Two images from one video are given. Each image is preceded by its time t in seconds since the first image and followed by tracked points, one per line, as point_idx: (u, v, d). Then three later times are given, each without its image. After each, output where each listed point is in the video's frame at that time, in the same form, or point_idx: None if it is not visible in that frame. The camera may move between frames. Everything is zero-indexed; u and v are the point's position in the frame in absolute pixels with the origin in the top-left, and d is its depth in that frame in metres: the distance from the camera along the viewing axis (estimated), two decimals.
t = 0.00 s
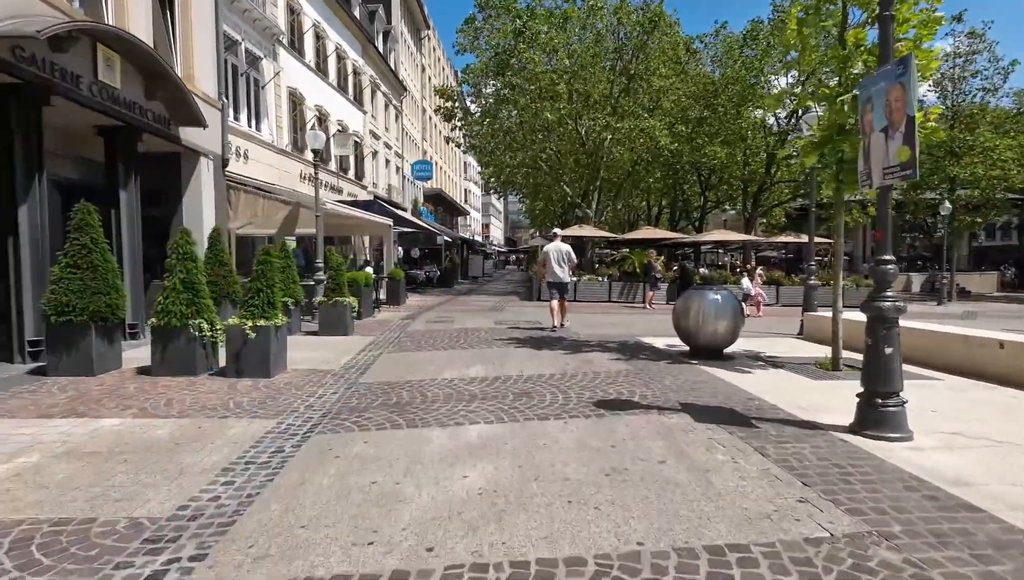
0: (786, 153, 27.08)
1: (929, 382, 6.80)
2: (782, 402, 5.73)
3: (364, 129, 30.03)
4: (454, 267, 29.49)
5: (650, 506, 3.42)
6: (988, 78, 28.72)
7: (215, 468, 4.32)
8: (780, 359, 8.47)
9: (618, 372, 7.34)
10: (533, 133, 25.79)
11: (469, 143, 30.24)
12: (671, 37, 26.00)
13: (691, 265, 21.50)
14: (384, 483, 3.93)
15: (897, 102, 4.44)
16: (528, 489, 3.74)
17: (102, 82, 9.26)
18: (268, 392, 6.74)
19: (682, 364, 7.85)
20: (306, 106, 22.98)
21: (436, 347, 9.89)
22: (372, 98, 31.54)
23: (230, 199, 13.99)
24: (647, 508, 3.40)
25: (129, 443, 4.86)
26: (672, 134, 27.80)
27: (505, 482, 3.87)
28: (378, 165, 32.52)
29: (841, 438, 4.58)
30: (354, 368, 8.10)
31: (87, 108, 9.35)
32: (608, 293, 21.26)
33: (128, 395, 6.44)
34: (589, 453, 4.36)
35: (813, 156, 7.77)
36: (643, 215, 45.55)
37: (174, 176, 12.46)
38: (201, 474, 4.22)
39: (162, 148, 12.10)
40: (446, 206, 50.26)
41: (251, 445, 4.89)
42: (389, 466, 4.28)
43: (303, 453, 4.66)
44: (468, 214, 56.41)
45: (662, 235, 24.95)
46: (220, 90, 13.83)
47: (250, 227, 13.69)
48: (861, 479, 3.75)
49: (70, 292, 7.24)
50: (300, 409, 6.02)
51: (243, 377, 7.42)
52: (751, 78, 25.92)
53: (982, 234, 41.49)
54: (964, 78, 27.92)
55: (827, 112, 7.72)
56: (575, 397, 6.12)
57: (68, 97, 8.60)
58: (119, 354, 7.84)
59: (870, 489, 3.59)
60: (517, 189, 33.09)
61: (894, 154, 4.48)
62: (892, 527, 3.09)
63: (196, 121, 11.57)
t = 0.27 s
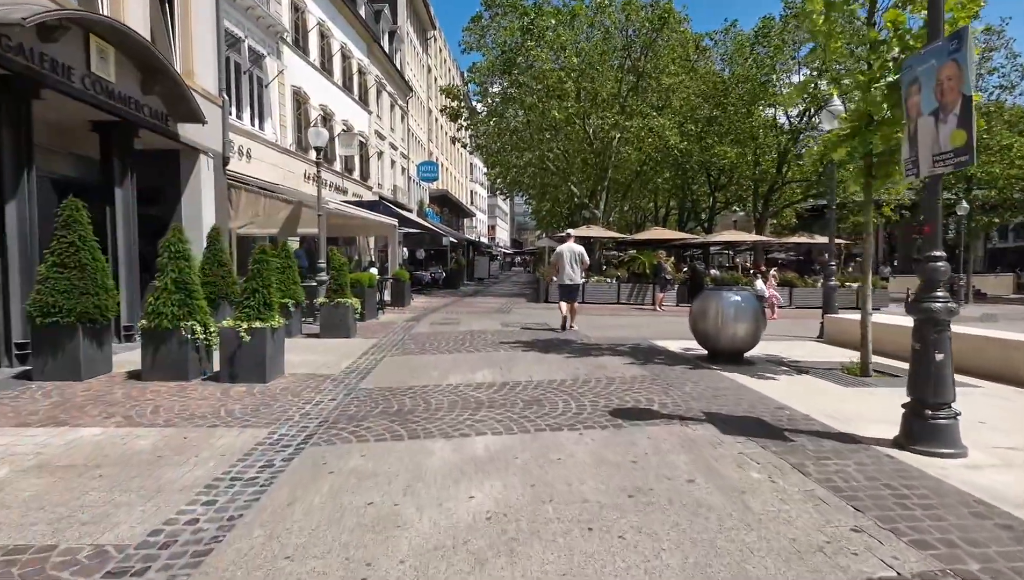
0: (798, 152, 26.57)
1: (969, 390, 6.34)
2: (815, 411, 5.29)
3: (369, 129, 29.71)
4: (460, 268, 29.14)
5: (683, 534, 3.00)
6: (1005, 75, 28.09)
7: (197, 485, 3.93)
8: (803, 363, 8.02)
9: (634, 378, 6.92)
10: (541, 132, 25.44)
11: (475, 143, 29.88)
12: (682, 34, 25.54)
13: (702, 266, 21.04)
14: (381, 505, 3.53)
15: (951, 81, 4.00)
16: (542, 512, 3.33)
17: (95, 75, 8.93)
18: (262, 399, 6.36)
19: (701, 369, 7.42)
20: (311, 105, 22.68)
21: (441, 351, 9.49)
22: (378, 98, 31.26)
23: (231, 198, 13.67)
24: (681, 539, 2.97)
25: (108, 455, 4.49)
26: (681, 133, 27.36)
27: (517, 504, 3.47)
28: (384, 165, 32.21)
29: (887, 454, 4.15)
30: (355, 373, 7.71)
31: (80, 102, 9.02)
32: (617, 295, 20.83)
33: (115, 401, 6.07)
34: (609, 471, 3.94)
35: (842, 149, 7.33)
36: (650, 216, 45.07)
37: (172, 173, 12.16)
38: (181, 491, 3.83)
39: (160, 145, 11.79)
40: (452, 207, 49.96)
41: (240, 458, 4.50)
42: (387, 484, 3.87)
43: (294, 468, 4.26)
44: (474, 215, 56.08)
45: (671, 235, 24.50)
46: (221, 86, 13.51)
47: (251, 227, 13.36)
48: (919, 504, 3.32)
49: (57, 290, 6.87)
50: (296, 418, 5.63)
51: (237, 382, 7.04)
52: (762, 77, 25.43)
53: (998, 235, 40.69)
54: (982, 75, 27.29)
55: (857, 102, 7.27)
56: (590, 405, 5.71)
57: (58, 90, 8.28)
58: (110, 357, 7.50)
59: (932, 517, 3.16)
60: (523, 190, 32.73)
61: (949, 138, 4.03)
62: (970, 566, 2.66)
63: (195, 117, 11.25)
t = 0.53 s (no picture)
0: (811, 154, 26.04)
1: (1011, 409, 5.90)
2: (849, 435, 4.88)
3: (375, 132, 29.43)
4: (467, 272, 28.78)
5: None
6: None
7: (174, 521, 3.58)
8: (827, 377, 7.58)
9: (649, 394, 6.51)
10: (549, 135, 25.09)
11: (481, 146, 29.54)
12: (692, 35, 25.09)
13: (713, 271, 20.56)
14: (374, 549, 3.16)
15: (1011, 74, 3.57)
16: (554, 561, 2.94)
17: (90, 76, 8.67)
18: (255, 416, 6.00)
19: (720, 384, 7.00)
20: (316, 108, 22.42)
21: (446, 362, 9.11)
22: (384, 101, 31.01)
23: (233, 202, 13.39)
24: None
25: (82, 483, 4.14)
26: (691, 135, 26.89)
27: (526, 548, 3.09)
28: (390, 169, 31.94)
29: (937, 489, 3.73)
30: (355, 386, 7.35)
31: (75, 105, 8.75)
32: (626, 300, 20.40)
33: (99, 418, 5.74)
34: (628, 508, 3.55)
35: (871, 150, 6.90)
36: (660, 220, 44.53)
37: (173, 177, 11.93)
38: (154, 529, 3.47)
39: (159, 148, 11.52)
40: (459, 211, 49.67)
41: (224, 487, 4.14)
42: (382, 522, 3.50)
43: (282, 500, 3.90)
44: (481, 219, 55.76)
45: (681, 239, 24.04)
46: (223, 88, 13.24)
47: (253, 232, 13.06)
48: (984, 554, 2.91)
49: (43, 301, 6.55)
50: (289, 439, 5.26)
51: (230, 397, 6.69)
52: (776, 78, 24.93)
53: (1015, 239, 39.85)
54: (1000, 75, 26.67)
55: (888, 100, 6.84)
56: (604, 426, 5.31)
57: (49, 92, 7.99)
58: (100, 369, 7.18)
59: (1002, 572, 2.76)
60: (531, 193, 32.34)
61: (1006, 138, 3.60)
62: None
63: (195, 120, 10.98)
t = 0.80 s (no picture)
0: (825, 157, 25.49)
1: None
2: (888, 454, 4.44)
3: (382, 135, 29.19)
4: (474, 277, 28.44)
5: None
6: None
7: (140, 551, 3.21)
8: (853, 387, 7.13)
9: (665, 405, 6.07)
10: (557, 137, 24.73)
11: (488, 148, 29.22)
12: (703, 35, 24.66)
13: (725, 275, 20.07)
14: None
15: None
16: None
17: (82, 73, 8.38)
18: (244, 428, 5.63)
19: (739, 393, 6.57)
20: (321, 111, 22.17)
21: (449, 369, 8.71)
22: (391, 104, 30.78)
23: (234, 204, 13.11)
24: None
25: (47, 504, 3.78)
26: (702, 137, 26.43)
27: None
28: (397, 172, 31.68)
29: (1000, 519, 3.30)
30: (353, 395, 6.97)
31: (68, 102, 8.47)
32: (636, 305, 19.96)
33: (79, 430, 5.39)
34: (649, 540, 3.13)
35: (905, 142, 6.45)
36: (669, 223, 44.02)
37: (172, 178, 11.67)
38: (116, 561, 3.09)
39: (158, 149, 11.27)
40: (466, 215, 49.37)
41: (201, 510, 3.76)
42: (371, 555, 3.10)
43: (263, 526, 3.52)
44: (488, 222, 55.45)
45: (691, 243, 23.59)
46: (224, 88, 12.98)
47: (254, 235, 12.76)
48: None
49: (25, 306, 6.23)
50: (279, 454, 4.89)
51: (220, 407, 6.34)
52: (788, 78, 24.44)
53: None
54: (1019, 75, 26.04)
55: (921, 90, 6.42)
56: (618, 442, 4.91)
57: (39, 89, 7.72)
58: (87, 377, 6.86)
59: None
60: (539, 196, 31.95)
61: None
62: None
63: (193, 118, 10.69)
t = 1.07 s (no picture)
0: (838, 160, 24.97)
1: None
2: (936, 484, 4.00)
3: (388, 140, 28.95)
4: (481, 282, 28.11)
5: None
6: None
7: None
8: (882, 402, 6.68)
9: (682, 422, 5.66)
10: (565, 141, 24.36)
11: (495, 153, 28.90)
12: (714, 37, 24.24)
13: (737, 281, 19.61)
14: None
15: None
16: None
17: (73, 73, 8.11)
18: (232, 447, 5.26)
19: (761, 410, 6.14)
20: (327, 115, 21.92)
21: (453, 380, 8.33)
22: (398, 109, 30.56)
23: (235, 209, 12.83)
24: None
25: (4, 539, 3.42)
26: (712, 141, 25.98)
27: None
28: (403, 177, 31.42)
29: None
30: (350, 410, 6.61)
31: (59, 104, 8.21)
32: (646, 311, 19.51)
33: (54, 450, 5.04)
34: None
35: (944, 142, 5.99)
36: (678, 228, 43.51)
37: (171, 182, 11.41)
38: None
39: (156, 152, 11.01)
40: (473, 220, 49.08)
41: (173, 547, 3.38)
42: None
43: (237, 569, 3.13)
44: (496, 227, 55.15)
45: (702, 248, 23.13)
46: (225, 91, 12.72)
47: (254, 240, 12.48)
48: None
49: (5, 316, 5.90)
50: (266, 478, 4.52)
51: (209, 422, 5.99)
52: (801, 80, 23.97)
53: None
54: None
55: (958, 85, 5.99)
56: (633, 467, 4.50)
57: (28, 90, 7.44)
58: (71, 390, 6.52)
59: None
60: (546, 200, 31.57)
61: None
62: None
63: (191, 121, 10.41)
